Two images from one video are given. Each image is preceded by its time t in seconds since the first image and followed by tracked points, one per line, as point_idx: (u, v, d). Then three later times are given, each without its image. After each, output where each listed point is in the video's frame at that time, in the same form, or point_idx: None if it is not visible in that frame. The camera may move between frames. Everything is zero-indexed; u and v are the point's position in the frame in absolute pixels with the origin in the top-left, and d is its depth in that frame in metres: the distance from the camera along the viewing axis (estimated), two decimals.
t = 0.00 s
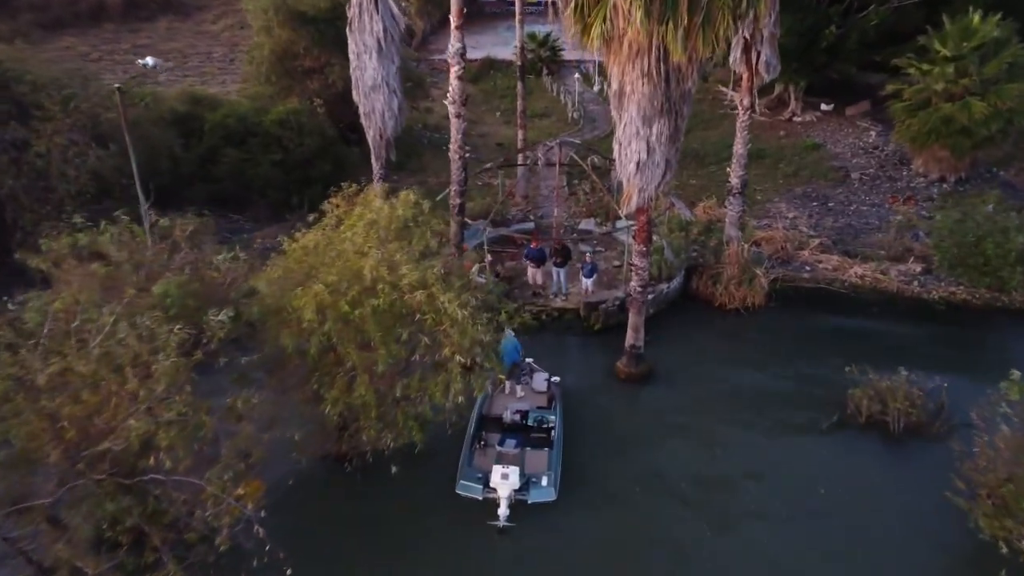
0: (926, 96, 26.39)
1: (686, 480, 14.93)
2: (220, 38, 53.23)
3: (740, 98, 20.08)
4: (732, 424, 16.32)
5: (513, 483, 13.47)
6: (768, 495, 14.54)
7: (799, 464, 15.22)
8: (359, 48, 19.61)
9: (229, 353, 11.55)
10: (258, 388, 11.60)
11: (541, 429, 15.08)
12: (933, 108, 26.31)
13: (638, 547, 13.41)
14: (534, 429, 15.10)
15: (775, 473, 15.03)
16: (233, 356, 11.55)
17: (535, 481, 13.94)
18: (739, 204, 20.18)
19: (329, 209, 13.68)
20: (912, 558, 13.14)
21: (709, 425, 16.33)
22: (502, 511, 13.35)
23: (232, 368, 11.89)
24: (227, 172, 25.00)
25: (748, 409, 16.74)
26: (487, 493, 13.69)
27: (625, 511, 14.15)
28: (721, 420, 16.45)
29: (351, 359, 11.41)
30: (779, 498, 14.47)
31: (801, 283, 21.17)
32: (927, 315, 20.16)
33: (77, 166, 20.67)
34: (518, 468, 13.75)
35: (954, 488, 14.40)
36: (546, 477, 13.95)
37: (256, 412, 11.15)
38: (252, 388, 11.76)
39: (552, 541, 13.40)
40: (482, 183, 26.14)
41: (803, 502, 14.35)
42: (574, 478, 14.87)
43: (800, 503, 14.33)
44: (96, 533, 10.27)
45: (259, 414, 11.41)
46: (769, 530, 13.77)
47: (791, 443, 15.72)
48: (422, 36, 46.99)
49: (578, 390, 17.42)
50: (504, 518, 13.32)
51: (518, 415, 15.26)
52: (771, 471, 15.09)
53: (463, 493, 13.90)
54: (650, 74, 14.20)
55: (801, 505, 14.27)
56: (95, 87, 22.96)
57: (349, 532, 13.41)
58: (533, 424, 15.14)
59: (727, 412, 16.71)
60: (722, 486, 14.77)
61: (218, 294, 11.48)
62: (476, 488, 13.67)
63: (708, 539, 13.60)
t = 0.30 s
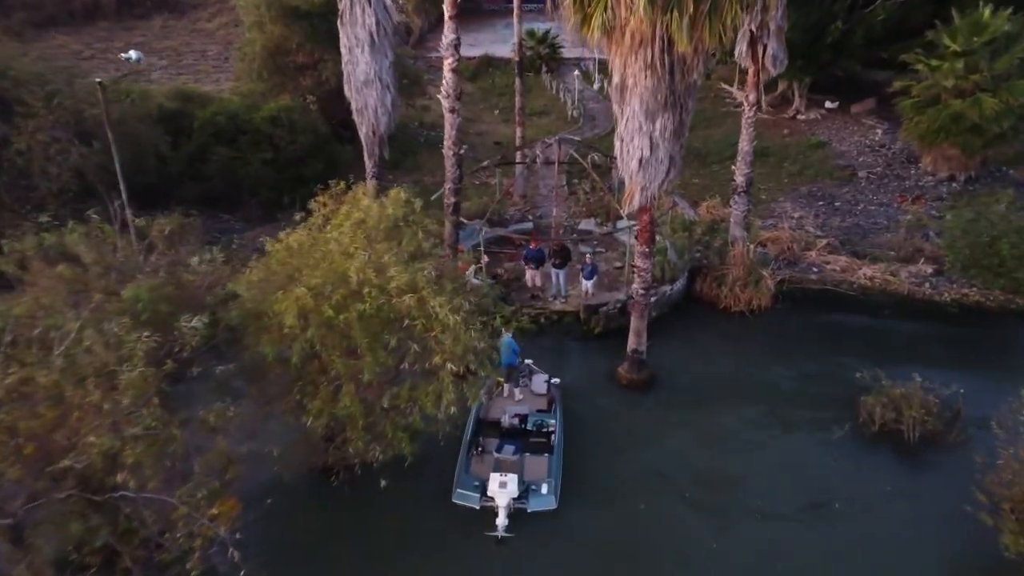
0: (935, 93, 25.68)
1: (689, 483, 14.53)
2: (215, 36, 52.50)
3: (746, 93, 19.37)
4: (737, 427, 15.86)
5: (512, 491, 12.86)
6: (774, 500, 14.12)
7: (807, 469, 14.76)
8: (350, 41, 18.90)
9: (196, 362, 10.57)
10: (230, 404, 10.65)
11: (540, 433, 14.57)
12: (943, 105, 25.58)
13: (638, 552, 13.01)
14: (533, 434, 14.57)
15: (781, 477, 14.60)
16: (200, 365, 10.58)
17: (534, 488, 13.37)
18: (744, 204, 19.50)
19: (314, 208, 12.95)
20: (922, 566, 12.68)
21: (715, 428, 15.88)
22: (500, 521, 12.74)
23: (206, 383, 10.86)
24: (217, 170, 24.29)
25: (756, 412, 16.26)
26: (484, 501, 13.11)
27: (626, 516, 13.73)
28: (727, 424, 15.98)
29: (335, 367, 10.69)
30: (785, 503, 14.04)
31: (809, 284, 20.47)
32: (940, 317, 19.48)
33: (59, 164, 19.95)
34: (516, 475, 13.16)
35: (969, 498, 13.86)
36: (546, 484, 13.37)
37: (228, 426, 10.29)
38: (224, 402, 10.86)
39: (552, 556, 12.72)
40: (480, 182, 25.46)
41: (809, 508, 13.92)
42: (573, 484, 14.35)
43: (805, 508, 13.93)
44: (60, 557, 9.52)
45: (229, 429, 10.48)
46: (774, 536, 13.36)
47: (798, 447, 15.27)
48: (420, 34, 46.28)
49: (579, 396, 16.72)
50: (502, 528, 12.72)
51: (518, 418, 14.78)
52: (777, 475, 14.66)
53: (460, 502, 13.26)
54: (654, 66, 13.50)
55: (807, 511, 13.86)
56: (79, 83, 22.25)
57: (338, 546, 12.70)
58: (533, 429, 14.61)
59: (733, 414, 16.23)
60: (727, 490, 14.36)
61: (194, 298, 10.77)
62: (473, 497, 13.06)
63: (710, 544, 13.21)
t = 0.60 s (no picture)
0: (945, 86, 24.95)
1: (694, 483, 13.99)
2: (210, 32, 51.71)
3: (752, 84, 18.63)
4: (745, 428, 15.29)
5: (510, 495, 12.14)
6: (782, 502, 13.56)
7: (817, 473, 14.18)
8: (341, 31, 18.12)
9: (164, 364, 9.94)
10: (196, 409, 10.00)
11: (540, 434, 13.89)
12: (953, 98, 24.85)
13: (639, 554, 12.44)
14: (532, 434, 13.91)
15: (789, 480, 14.05)
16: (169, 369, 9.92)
17: (534, 491, 12.64)
18: (750, 199, 18.77)
19: (298, 202, 12.21)
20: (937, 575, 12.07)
21: (721, 428, 15.33)
22: (498, 526, 12.04)
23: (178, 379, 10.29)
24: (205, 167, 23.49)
25: (763, 411, 15.71)
26: (482, 506, 12.43)
27: (627, 517, 13.17)
28: (734, 425, 15.41)
29: (317, 371, 9.95)
30: (793, 506, 13.48)
31: (817, 283, 19.73)
32: (954, 319, 18.78)
33: (39, 158, 19.19)
34: (514, 478, 12.43)
35: (989, 509, 13.16)
36: (546, 487, 12.64)
37: (193, 436, 9.69)
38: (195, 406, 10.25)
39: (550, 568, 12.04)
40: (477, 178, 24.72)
41: (818, 512, 13.35)
42: (573, 487, 13.76)
43: (815, 511, 13.36)
44: None
45: (196, 435, 9.85)
46: (782, 539, 12.80)
47: (808, 450, 14.69)
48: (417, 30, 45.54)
49: (579, 400, 16.00)
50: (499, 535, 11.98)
51: (517, 419, 14.11)
52: (786, 478, 14.09)
53: (456, 507, 12.56)
54: (658, 52, 12.77)
55: (816, 515, 13.29)
56: (61, 75, 21.49)
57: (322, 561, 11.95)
58: (532, 429, 13.94)
59: (740, 415, 15.67)
60: (734, 492, 13.81)
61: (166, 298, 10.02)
62: (469, 502, 12.35)
63: (714, 545, 12.67)
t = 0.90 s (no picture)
0: (956, 79, 24.23)
1: (698, 482, 13.45)
2: (204, 28, 50.91)
3: (760, 74, 17.88)
4: (754, 428, 14.66)
5: (508, 499, 11.66)
6: (790, 505, 12.96)
7: (828, 476, 13.53)
8: (330, 18, 17.34)
9: (128, 368, 9.12)
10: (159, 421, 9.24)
11: (539, 435, 13.38)
12: (964, 91, 24.09)
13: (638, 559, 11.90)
14: (531, 435, 13.38)
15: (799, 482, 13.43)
16: (133, 373, 9.04)
17: (533, 494, 12.15)
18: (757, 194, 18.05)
19: (280, 194, 11.45)
20: None
21: (730, 427, 14.70)
22: (495, 531, 11.52)
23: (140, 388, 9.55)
24: (190, 163, 22.65)
25: (770, 408, 15.18)
26: (478, 510, 11.90)
27: (629, 519, 12.61)
28: (742, 425, 14.77)
29: (296, 376, 9.21)
30: (802, 509, 12.87)
31: (826, 281, 18.99)
32: (969, 319, 18.06)
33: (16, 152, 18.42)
34: (512, 481, 11.94)
35: (1010, 521, 12.42)
36: (546, 490, 12.16)
37: (155, 445, 8.92)
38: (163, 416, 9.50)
39: None
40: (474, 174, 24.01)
41: (828, 516, 12.73)
42: (574, 490, 13.19)
43: (824, 514, 12.76)
44: None
45: (164, 445, 9.11)
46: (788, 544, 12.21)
47: (819, 451, 14.03)
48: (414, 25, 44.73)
49: (579, 403, 15.28)
50: (497, 540, 11.48)
51: (516, 419, 13.51)
52: (795, 479, 13.48)
53: (451, 511, 12.02)
54: (662, 35, 12.04)
55: (826, 519, 12.68)
56: (42, 67, 20.73)
57: None
58: (531, 430, 13.40)
59: (750, 414, 15.03)
60: (740, 492, 13.24)
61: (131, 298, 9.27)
62: (466, 506, 11.83)
63: (716, 548, 12.13)
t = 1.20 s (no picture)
0: (967, 72, 23.51)
1: (703, 480, 12.94)
2: (197, 24, 50.10)
3: (768, 64, 17.14)
4: (765, 428, 14.08)
5: (505, 504, 11.08)
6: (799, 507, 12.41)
7: (840, 478, 12.95)
8: (319, 6, 16.61)
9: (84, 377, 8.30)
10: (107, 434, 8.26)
11: (538, 439, 12.85)
12: (975, 84, 23.36)
13: (639, 564, 11.36)
14: (529, 439, 12.85)
15: (810, 484, 12.87)
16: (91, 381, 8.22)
17: (531, 500, 11.60)
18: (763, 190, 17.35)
19: (259, 187, 10.73)
20: None
21: (740, 427, 14.13)
22: (490, 539, 10.90)
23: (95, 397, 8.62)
24: (176, 160, 21.93)
25: (778, 406, 14.64)
26: (473, 515, 11.31)
27: (630, 521, 12.07)
28: (753, 424, 14.18)
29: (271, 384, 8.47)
30: (810, 509, 12.36)
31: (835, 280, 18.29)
32: (985, 320, 17.38)
33: None
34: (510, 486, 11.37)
35: None
36: (545, 496, 11.61)
37: (112, 460, 8.07)
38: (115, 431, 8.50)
39: None
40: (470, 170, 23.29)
41: (838, 519, 12.18)
42: (574, 493, 12.59)
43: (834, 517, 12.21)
44: None
45: (127, 456, 8.28)
46: (795, 546, 11.68)
47: (829, 451, 13.49)
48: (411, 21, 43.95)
49: (580, 407, 14.56)
50: (493, 549, 10.85)
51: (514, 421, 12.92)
52: (806, 481, 12.91)
53: (444, 516, 11.42)
54: (667, 18, 11.33)
55: (836, 522, 12.11)
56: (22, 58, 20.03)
57: None
58: (529, 434, 12.87)
59: (760, 414, 14.44)
60: (745, 491, 12.73)
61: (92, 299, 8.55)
62: (460, 511, 11.23)
63: (720, 550, 11.62)
